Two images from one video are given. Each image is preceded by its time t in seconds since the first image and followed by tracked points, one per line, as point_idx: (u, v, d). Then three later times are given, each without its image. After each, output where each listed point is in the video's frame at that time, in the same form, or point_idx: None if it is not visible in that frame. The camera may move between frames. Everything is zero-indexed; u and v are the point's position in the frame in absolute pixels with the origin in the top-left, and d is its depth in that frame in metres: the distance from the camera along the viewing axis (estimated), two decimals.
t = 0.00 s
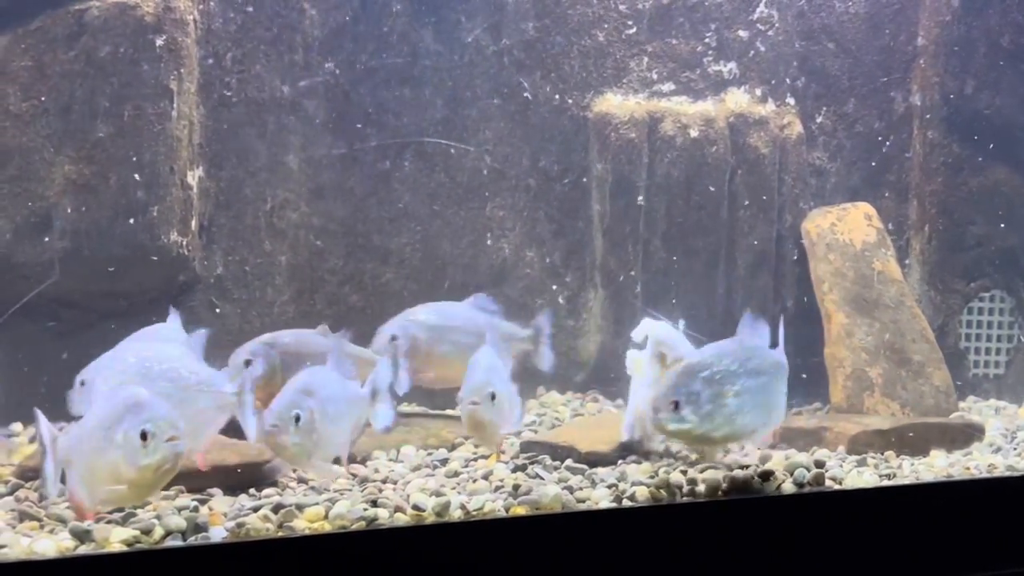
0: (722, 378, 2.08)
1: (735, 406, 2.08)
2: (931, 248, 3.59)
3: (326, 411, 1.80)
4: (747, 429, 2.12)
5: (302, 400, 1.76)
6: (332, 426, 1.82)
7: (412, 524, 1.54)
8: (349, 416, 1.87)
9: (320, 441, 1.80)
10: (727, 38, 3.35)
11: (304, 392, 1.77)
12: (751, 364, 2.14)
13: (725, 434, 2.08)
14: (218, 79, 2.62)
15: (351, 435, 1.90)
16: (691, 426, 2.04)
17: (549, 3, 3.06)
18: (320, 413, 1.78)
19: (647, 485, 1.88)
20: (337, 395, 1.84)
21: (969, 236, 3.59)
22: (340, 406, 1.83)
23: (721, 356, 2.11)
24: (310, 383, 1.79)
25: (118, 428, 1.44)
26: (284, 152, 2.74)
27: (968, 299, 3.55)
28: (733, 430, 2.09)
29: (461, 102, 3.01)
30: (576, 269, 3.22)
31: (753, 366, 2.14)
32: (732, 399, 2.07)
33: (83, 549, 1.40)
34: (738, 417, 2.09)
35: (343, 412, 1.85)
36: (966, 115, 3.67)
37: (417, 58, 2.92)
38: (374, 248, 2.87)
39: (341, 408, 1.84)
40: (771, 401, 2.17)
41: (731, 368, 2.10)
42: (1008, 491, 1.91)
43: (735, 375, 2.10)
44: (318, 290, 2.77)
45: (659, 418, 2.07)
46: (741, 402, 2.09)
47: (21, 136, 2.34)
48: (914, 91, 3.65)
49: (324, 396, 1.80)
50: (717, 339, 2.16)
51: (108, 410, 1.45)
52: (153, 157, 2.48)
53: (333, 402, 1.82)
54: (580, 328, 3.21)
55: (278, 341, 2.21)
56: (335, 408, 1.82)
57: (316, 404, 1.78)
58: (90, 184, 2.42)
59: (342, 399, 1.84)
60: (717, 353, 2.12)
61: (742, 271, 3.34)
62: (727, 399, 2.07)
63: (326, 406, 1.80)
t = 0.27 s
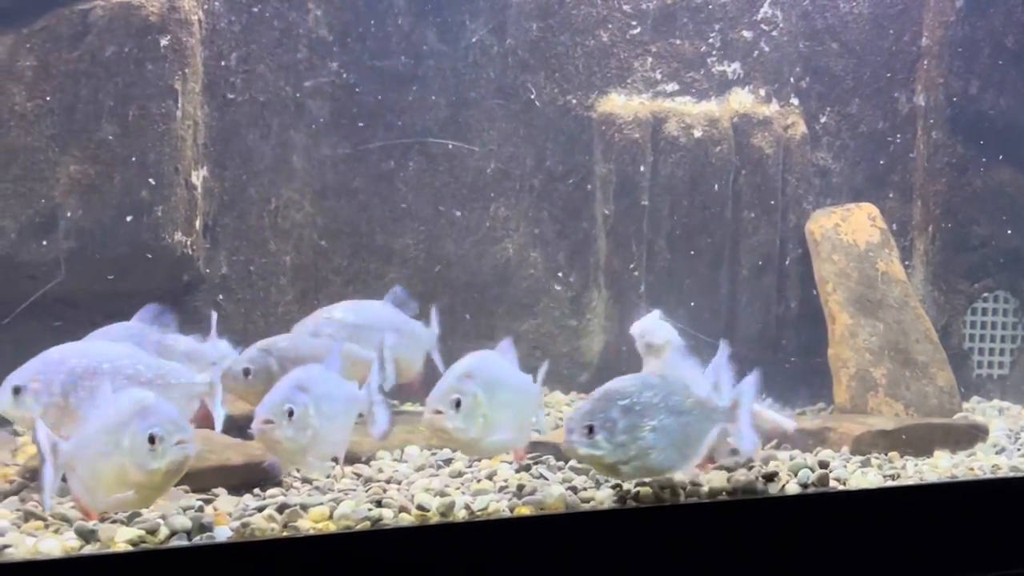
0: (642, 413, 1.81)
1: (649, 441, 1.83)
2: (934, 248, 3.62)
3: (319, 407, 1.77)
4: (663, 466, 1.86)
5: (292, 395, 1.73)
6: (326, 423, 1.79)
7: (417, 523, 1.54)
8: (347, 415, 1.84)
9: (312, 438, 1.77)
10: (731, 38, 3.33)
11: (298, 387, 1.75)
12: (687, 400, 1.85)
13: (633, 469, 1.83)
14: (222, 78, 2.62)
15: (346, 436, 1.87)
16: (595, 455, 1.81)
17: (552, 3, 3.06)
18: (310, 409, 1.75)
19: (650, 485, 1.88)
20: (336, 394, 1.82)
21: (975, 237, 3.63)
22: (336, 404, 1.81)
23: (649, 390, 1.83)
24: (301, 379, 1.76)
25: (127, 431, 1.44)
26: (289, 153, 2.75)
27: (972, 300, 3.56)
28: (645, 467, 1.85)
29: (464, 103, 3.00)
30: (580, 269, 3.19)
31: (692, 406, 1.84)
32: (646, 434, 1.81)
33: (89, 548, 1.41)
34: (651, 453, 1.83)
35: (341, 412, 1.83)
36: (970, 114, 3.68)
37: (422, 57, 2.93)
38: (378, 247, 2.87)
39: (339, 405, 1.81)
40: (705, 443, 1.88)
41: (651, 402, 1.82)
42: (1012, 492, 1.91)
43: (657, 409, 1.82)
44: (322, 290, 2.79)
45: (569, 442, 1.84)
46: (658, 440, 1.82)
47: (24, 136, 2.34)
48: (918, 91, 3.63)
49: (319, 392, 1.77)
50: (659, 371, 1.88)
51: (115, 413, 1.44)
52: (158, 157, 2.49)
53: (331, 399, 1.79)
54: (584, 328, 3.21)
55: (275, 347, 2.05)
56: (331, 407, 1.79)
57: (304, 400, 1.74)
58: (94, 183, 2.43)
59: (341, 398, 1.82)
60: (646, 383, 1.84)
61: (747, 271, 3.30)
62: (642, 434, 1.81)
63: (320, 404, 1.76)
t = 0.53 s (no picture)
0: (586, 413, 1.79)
1: (593, 442, 1.80)
2: (939, 248, 3.64)
3: (316, 405, 1.76)
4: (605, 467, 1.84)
5: (287, 394, 1.75)
6: (325, 422, 1.78)
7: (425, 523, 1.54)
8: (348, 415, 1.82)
9: (309, 435, 1.76)
10: (737, 38, 3.35)
11: (294, 386, 1.76)
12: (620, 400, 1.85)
13: (578, 470, 1.79)
14: (228, 78, 2.61)
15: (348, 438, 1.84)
16: (541, 456, 1.76)
17: (556, 3, 3.06)
18: (306, 407, 1.75)
19: (656, 485, 1.86)
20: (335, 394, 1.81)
21: (980, 237, 3.63)
22: (334, 403, 1.80)
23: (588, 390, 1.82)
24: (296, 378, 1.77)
25: (132, 429, 1.44)
26: (294, 153, 2.74)
27: (977, 300, 3.56)
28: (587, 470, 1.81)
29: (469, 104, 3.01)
30: (585, 270, 3.17)
31: (625, 404, 1.85)
32: (591, 434, 1.79)
33: (95, 549, 1.36)
34: (594, 454, 1.80)
35: (340, 412, 1.81)
36: (975, 115, 3.69)
37: (428, 56, 2.94)
38: (384, 247, 2.86)
39: (340, 405, 1.81)
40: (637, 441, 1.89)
41: (590, 401, 1.81)
42: (1018, 493, 1.92)
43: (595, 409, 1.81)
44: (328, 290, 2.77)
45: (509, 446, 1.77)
46: (599, 440, 1.80)
47: (30, 135, 2.35)
48: (924, 91, 3.66)
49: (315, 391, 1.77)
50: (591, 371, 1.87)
51: (120, 412, 1.45)
52: (164, 157, 2.48)
53: (330, 398, 1.80)
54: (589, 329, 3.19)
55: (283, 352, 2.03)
56: (331, 406, 1.79)
57: (301, 398, 1.75)
58: (99, 182, 2.42)
59: (338, 399, 1.81)
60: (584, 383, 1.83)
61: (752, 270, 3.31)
62: (585, 433, 1.78)
63: (317, 403, 1.77)
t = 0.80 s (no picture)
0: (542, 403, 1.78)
1: (549, 433, 1.78)
2: (944, 249, 3.63)
3: (310, 405, 1.77)
4: (560, 461, 1.81)
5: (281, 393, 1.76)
6: (320, 422, 1.78)
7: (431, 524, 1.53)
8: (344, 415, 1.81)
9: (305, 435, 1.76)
10: (744, 38, 3.36)
11: (290, 386, 1.78)
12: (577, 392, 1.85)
13: (530, 461, 1.76)
14: (233, 78, 2.64)
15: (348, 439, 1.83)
16: (492, 445, 1.72)
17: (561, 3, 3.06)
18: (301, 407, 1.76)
19: (662, 486, 1.85)
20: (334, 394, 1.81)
21: (984, 239, 3.63)
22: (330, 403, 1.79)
23: (547, 383, 1.81)
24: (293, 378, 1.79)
25: (137, 432, 1.44)
26: (300, 152, 2.76)
27: (983, 301, 3.56)
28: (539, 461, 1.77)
29: (475, 103, 3.02)
30: (591, 271, 3.16)
31: (586, 398, 1.85)
32: (545, 425, 1.76)
33: (103, 548, 1.37)
34: (547, 446, 1.78)
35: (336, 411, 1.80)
36: (982, 115, 3.69)
37: (433, 57, 2.93)
38: (390, 248, 2.85)
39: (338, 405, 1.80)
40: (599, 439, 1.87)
41: (547, 393, 1.80)
42: None
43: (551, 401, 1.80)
44: (334, 290, 2.77)
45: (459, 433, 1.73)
46: (552, 432, 1.78)
47: (36, 136, 2.36)
48: (930, 92, 3.65)
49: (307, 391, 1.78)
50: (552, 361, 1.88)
51: (123, 415, 1.45)
52: (170, 157, 2.49)
53: (328, 398, 1.79)
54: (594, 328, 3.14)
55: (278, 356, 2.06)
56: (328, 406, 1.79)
57: (297, 399, 1.76)
58: (105, 183, 2.43)
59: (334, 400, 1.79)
60: (546, 372, 1.82)
61: (759, 269, 3.31)
62: (540, 424, 1.76)
63: (312, 404, 1.77)
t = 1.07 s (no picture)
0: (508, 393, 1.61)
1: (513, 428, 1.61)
2: (949, 250, 3.63)
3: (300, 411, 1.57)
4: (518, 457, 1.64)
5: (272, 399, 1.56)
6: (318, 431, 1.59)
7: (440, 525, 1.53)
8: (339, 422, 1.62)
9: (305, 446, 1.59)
10: (749, 39, 3.37)
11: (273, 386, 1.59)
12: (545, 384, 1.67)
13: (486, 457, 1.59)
14: (239, 79, 2.64)
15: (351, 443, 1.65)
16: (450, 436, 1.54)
17: (564, 6, 3.06)
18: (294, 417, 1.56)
19: (669, 488, 1.83)
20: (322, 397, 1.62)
21: (991, 240, 3.64)
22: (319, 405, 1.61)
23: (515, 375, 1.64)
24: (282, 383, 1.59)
25: (157, 430, 1.35)
26: (305, 153, 2.76)
27: (988, 302, 3.55)
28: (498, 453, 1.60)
29: (482, 104, 3.04)
30: (596, 272, 3.17)
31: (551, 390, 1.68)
32: (506, 417, 1.59)
33: (110, 550, 1.35)
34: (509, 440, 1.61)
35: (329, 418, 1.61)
36: (987, 116, 3.68)
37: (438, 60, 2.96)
38: (395, 249, 2.85)
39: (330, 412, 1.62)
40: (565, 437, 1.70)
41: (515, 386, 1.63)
42: None
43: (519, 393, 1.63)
44: (338, 292, 2.78)
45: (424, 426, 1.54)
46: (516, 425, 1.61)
47: (43, 137, 2.34)
48: (935, 93, 3.65)
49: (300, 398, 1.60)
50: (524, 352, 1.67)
51: (142, 413, 1.36)
52: (175, 159, 2.48)
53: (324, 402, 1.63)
54: (599, 330, 3.16)
55: (266, 360, 1.85)
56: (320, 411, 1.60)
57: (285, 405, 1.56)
58: (111, 184, 2.43)
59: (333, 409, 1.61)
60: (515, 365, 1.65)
61: (764, 271, 3.30)
62: (500, 417, 1.59)
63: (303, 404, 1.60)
